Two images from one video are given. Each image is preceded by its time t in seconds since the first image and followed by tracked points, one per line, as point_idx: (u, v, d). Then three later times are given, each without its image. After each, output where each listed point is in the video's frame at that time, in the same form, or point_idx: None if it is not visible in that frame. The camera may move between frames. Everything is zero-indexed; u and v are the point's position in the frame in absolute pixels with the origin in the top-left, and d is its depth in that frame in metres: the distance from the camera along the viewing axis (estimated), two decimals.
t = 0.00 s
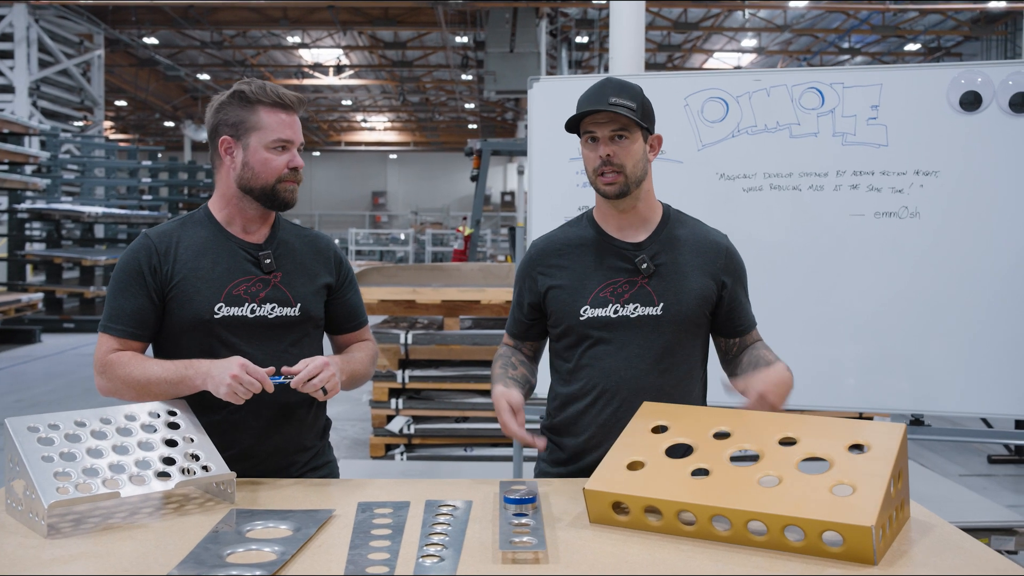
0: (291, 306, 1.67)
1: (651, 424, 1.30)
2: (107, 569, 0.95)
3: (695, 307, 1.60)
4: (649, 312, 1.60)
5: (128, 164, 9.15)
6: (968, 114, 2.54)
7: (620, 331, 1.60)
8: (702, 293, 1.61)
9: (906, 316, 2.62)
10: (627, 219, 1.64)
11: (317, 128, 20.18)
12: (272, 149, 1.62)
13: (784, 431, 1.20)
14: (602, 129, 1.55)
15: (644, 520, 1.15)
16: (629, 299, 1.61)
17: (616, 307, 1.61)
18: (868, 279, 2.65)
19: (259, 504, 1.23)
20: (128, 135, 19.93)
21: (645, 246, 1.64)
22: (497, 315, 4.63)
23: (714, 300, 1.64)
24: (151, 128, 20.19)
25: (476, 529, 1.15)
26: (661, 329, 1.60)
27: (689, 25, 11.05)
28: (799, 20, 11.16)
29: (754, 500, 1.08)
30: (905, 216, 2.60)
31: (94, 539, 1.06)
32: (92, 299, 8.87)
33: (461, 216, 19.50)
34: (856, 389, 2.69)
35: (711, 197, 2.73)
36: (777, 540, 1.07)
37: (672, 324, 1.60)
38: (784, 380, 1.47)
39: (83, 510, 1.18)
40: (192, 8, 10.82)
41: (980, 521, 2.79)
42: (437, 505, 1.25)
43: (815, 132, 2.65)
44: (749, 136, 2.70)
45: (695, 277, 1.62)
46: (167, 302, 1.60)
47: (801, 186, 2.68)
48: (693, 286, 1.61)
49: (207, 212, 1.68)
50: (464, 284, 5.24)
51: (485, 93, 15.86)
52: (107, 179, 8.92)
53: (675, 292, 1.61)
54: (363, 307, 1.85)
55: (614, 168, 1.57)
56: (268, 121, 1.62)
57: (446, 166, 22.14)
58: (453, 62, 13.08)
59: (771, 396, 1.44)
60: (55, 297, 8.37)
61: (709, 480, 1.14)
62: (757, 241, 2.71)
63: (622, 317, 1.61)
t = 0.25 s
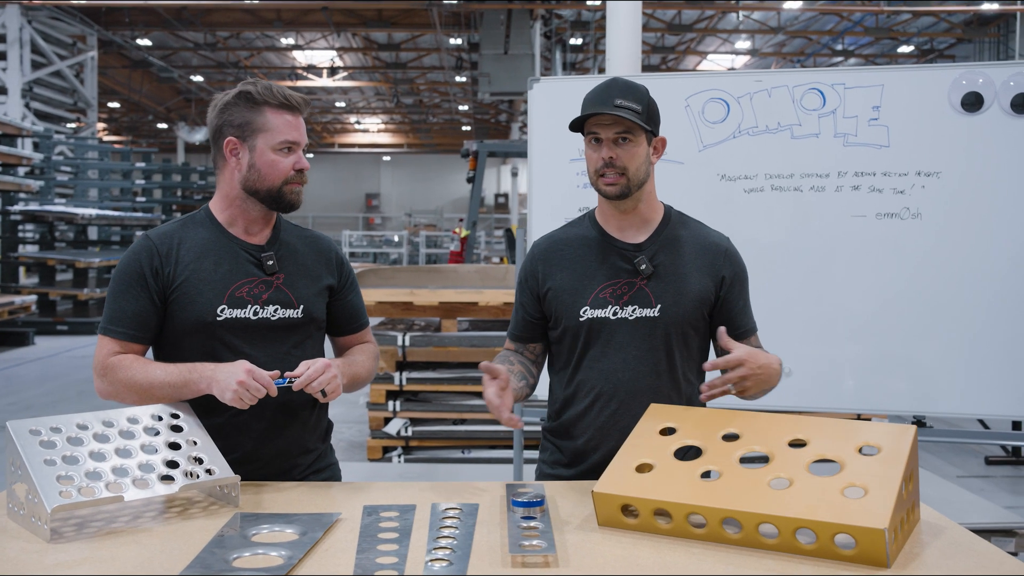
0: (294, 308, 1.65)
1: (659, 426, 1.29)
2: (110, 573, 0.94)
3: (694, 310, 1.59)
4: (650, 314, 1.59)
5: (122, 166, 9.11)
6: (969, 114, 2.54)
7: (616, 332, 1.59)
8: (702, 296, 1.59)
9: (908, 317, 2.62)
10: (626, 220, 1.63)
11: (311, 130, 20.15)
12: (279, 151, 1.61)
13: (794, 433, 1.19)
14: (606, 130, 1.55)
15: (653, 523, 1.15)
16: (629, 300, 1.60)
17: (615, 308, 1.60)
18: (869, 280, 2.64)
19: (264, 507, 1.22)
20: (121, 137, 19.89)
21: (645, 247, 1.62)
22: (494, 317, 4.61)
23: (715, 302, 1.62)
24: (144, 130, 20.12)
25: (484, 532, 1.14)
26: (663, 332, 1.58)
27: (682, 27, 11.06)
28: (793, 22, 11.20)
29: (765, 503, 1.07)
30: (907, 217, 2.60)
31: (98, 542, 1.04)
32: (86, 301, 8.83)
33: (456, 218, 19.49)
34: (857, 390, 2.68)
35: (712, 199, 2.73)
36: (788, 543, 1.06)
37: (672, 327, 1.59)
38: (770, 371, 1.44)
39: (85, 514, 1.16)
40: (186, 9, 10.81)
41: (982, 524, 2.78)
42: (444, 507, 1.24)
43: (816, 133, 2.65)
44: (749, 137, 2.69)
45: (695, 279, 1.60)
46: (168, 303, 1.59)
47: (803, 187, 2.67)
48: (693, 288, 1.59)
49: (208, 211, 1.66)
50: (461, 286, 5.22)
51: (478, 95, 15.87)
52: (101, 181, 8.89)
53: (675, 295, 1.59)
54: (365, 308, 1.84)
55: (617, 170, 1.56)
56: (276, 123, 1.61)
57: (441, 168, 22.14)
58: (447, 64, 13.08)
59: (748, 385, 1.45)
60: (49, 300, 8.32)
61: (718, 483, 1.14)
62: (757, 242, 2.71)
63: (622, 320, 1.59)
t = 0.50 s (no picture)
0: (289, 306, 1.64)
1: (665, 426, 1.28)
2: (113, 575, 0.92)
3: (691, 309, 1.55)
4: (646, 315, 1.56)
5: (116, 167, 9.08)
6: (970, 114, 2.54)
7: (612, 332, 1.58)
8: (699, 296, 1.55)
9: (908, 317, 2.62)
10: (623, 217, 1.62)
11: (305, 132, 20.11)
12: (272, 147, 1.60)
13: (802, 432, 1.18)
14: (583, 126, 1.57)
15: (660, 523, 1.14)
16: (626, 300, 1.58)
17: (613, 308, 1.58)
18: (869, 280, 2.64)
19: (266, 508, 1.21)
20: (114, 139, 19.83)
21: (644, 246, 1.60)
22: (491, 318, 4.60)
23: (713, 302, 1.58)
24: (137, 132, 20.05)
25: (489, 532, 1.13)
26: (663, 332, 1.56)
27: (676, 28, 11.06)
28: (787, 24, 11.21)
29: (773, 502, 1.06)
30: (907, 217, 2.60)
31: (100, 544, 1.03)
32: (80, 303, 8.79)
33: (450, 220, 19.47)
34: (858, 391, 2.67)
35: (711, 199, 2.72)
36: (798, 544, 1.05)
37: (669, 327, 1.56)
38: (717, 377, 1.39)
39: (86, 515, 1.15)
40: (180, 11, 10.78)
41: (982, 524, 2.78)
42: (448, 508, 1.23)
43: (816, 133, 2.64)
44: (750, 137, 2.69)
45: (692, 279, 1.56)
46: (162, 302, 1.57)
47: (803, 188, 2.67)
48: (691, 288, 1.56)
49: (202, 208, 1.65)
50: (457, 288, 5.21)
51: (473, 97, 15.87)
52: (94, 183, 8.86)
53: (672, 295, 1.56)
54: (359, 305, 1.83)
55: (592, 165, 1.57)
56: (268, 119, 1.60)
57: (436, 170, 22.12)
58: (441, 66, 13.07)
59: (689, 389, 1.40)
60: (42, 302, 8.28)
61: (726, 483, 1.13)
62: (757, 242, 2.70)
63: (620, 320, 1.57)
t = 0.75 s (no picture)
0: (269, 308, 1.66)
1: (666, 426, 1.27)
2: None
3: (682, 311, 1.53)
4: (638, 317, 1.56)
5: (110, 169, 9.05)
6: (967, 114, 2.55)
7: (604, 334, 1.58)
8: (691, 297, 1.53)
9: (905, 317, 2.62)
10: (622, 218, 1.61)
11: (298, 134, 20.06)
12: (248, 148, 1.60)
13: (803, 432, 1.18)
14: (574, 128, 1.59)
15: (662, 523, 1.13)
16: (620, 302, 1.58)
17: (607, 310, 1.58)
18: (868, 281, 2.64)
19: (265, 509, 1.20)
20: (108, 141, 19.76)
21: (641, 247, 1.60)
22: (487, 319, 4.60)
23: (706, 303, 1.54)
24: (130, 134, 19.99)
25: (491, 533, 1.13)
26: (652, 334, 1.55)
27: (670, 30, 11.07)
28: (780, 26, 11.23)
29: (775, 502, 1.06)
30: (904, 217, 2.60)
31: (98, 546, 1.02)
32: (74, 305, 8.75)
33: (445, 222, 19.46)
34: (855, 391, 2.68)
35: (708, 199, 2.72)
36: (800, 543, 1.05)
37: (660, 329, 1.54)
38: (659, 392, 1.39)
39: (84, 516, 1.14)
40: (174, 13, 10.76)
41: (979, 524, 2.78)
42: (448, 509, 1.22)
43: (814, 133, 2.65)
44: (747, 137, 2.69)
45: (685, 279, 1.54)
46: (145, 306, 1.55)
47: (800, 188, 2.67)
48: (683, 288, 1.53)
49: (177, 209, 1.63)
50: (452, 289, 5.20)
51: (466, 99, 15.87)
52: (88, 185, 8.82)
53: (664, 297, 1.54)
54: (329, 305, 1.84)
55: (584, 167, 1.59)
56: (244, 119, 1.60)
57: (430, 172, 22.12)
58: (435, 68, 13.07)
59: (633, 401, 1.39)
60: (36, 304, 8.24)
61: (727, 482, 1.12)
62: (754, 243, 2.70)
63: (613, 321, 1.57)
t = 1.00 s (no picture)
0: (256, 308, 1.68)
1: (664, 427, 1.27)
2: None
3: (674, 311, 1.52)
4: (633, 318, 1.56)
5: (104, 171, 9.02)
6: (963, 116, 2.56)
7: (608, 336, 1.59)
8: (683, 296, 1.51)
9: (901, 318, 2.63)
10: (623, 219, 1.62)
11: (292, 136, 20.03)
12: (229, 148, 1.60)
13: (803, 432, 1.18)
14: (581, 130, 1.58)
15: (662, 524, 1.13)
16: (619, 303, 1.59)
17: (608, 311, 1.60)
18: (865, 282, 2.65)
19: (264, 510, 1.19)
20: (101, 142, 19.70)
21: (639, 248, 1.60)
22: (482, 321, 4.60)
23: (695, 301, 1.52)
24: (124, 136, 19.93)
25: (490, 533, 1.12)
26: (646, 333, 1.55)
27: (665, 32, 11.08)
28: (775, 28, 11.25)
29: (775, 502, 1.06)
30: (900, 218, 2.61)
31: (96, 548, 1.01)
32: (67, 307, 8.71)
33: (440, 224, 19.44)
34: (852, 393, 2.68)
35: (705, 200, 2.73)
36: (800, 543, 1.05)
37: (656, 329, 1.54)
38: (610, 401, 1.36)
39: (81, 518, 1.13)
40: (168, 15, 10.74)
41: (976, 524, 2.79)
42: (447, 510, 1.21)
43: (810, 135, 2.65)
44: (743, 138, 2.70)
45: (681, 275, 1.52)
46: (135, 306, 1.54)
47: (797, 189, 2.68)
48: (677, 284, 1.52)
49: (162, 210, 1.63)
50: (448, 291, 5.19)
51: (461, 101, 15.87)
52: (82, 187, 8.79)
53: (659, 296, 1.54)
54: (303, 304, 1.89)
55: (590, 169, 1.58)
56: (224, 120, 1.60)
57: (425, 174, 22.11)
58: (429, 70, 13.06)
59: (597, 424, 1.38)
60: (30, 306, 8.21)
61: (727, 483, 1.12)
62: (751, 243, 2.70)
63: (614, 322, 1.58)
